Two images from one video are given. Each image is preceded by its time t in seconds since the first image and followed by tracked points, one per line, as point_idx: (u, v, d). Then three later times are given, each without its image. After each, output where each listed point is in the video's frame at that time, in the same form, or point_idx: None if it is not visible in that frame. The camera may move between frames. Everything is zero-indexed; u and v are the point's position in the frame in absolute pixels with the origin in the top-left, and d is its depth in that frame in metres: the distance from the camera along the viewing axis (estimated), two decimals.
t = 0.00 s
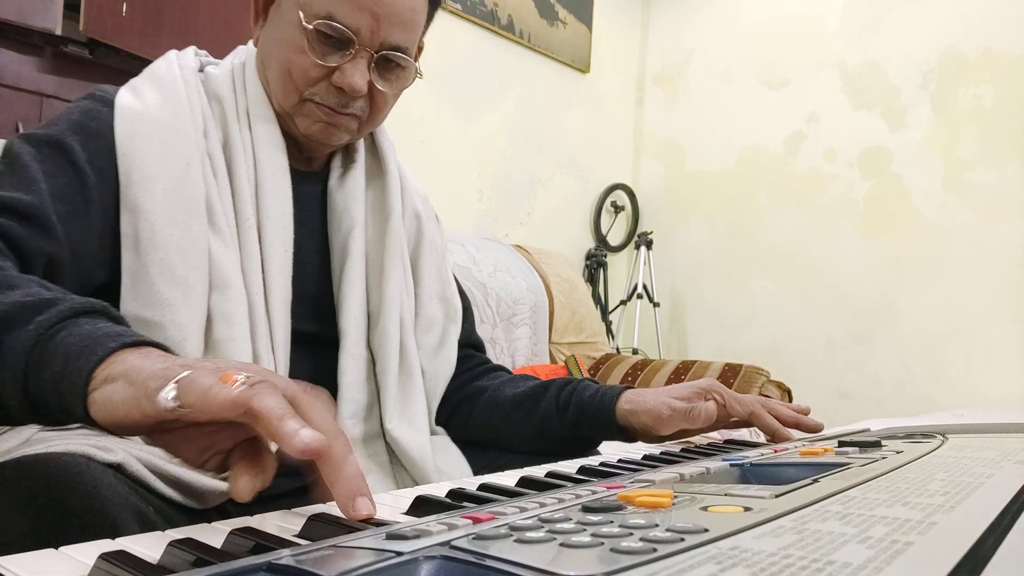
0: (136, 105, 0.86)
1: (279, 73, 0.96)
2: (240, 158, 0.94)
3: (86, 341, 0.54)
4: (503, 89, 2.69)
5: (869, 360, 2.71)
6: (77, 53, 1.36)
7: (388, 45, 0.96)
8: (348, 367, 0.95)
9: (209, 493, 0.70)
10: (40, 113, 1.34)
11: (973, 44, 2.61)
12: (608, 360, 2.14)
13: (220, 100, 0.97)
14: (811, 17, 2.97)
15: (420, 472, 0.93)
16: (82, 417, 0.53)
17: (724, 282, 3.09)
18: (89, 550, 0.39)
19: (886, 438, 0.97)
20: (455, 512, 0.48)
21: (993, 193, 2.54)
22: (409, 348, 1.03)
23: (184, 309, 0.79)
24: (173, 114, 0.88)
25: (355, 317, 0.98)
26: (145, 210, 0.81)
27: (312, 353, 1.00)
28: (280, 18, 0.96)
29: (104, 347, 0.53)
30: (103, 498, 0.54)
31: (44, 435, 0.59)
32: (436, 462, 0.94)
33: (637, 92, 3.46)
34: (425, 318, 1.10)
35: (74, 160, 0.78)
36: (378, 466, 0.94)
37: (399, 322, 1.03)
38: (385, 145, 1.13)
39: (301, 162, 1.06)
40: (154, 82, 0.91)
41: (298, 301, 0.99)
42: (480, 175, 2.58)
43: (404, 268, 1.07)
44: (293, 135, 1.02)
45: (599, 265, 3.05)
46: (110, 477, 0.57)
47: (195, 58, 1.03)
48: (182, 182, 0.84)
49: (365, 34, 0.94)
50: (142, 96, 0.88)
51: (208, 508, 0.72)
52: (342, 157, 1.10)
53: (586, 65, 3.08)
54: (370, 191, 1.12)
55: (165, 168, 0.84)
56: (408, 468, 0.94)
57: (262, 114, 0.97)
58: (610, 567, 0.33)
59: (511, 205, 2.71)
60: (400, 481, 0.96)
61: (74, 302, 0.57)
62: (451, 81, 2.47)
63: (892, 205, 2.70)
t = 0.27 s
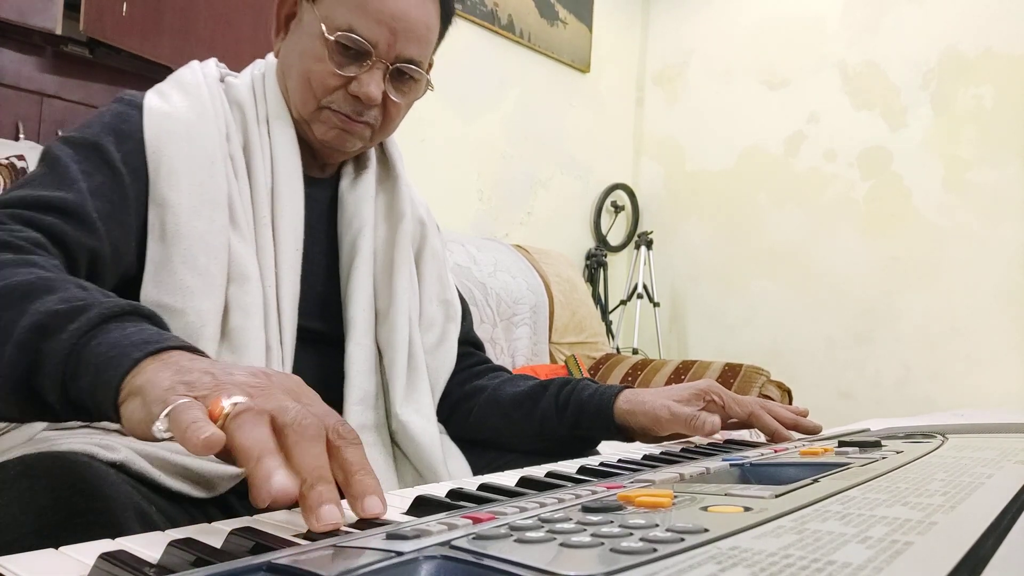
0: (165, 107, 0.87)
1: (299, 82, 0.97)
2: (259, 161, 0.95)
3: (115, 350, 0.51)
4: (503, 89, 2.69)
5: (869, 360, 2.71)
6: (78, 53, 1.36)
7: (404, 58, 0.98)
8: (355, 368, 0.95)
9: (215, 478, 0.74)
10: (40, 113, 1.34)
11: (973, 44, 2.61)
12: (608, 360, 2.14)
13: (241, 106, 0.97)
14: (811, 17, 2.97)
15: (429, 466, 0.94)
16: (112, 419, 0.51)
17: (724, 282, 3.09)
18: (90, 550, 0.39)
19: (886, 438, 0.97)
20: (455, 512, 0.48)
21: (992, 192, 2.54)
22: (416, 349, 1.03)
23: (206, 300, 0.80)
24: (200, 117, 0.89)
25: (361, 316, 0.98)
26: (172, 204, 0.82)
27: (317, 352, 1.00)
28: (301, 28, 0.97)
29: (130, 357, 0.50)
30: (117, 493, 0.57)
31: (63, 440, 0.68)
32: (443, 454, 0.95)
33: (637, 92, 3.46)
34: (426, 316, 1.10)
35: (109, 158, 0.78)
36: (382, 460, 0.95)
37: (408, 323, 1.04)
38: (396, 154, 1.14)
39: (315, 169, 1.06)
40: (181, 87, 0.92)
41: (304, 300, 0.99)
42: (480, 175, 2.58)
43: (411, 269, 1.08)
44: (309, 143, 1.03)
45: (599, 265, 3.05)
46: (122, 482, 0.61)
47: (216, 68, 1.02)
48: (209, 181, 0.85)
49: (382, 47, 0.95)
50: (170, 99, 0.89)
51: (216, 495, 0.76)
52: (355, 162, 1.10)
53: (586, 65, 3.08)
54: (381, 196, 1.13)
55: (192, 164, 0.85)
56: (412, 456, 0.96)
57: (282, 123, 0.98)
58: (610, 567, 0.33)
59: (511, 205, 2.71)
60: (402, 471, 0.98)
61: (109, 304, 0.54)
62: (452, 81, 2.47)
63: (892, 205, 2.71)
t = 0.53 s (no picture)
0: (185, 108, 0.87)
1: (314, 90, 0.98)
2: (272, 164, 0.95)
3: (134, 353, 0.51)
4: (503, 89, 2.69)
5: (869, 360, 2.71)
6: (78, 53, 1.36)
7: (416, 71, 1.00)
8: (362, 365, 0.95)
9: (219, 469, 0.75)
10: (41, 113, 1.34)
11: (973, 45, 2.61)
12: (608, 360, 2.14)
13: (256, 112, 0.97)
14: (811, 17, 2.97)
15: (434, 463, 0.95)
16: (128, 420, 0.51)
17: (724, 282, 3.09)
18: (90, 550, 0.39)
19: (886, 438, 0.97)
20: (455, 512, 0.48)
21: (992, 192, 2.54)
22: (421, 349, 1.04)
23: (218, 294, 0.80)
24: (218, 120, 0.89)
25: (366, 315, 0.98)
26: (190, 200, 0.82)
27: (321, 351, 1.00)
28: (317, 38, 0.99)
29: (148, 359, 0.50)
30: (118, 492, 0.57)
31: (65, 440, 0.68)
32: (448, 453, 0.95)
33: (637, 92, 3.46)
34: (428, 316, 1.10)
35: (132, 158, 0.79)
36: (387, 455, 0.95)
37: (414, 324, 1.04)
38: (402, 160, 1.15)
39: (324, 175, 1.07)
40: (199, 91, 0.92)
41: (309, 299, 0.99)
42: (480, 175, 2.58)
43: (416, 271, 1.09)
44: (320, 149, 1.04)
45: (599, 265, 3.05)
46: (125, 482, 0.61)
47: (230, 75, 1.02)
48: (225, 180, 0.86)
49: (396, 58, 0.97)
50: (188, 101, 0.89)
51: (221, 486, 0.77)
52: (363, 171, 1.10)
53: (586, 65, 3.08)
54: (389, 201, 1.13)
55: (210, 163, 0.85)
56: (414, 452, 0.96)
57: (295, 127, 0.98)
58: (610, 567, 0.33)
59: (511, 205, 2.71)
60: (403, 466, 0.99)
61: (133, 306, 0.55)
62: (452, 82, 2.48)
63: (892, 205, 2.71)
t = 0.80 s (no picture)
0: (192, 108, 0.88)
1: (318, 91, 0.99)
2: (277, 164, 0.95)
3: (181, 356, 0.51)
4: (503, 89, 2.69)
5: (869, 360, 2.71)
6: (77, 53, 1.36)
7: (420, 73, 1.02)
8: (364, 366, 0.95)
9: (220, 465, 0.75)
10: (41, 113, 1.34)
11: (973, 44, 2.61)
12: (608, 360, 2.14)
13: (261, 113, 0.97)
14: (811, 17, 2.97)
15: (436, 463, 0.94)
16: (180, 421, 0.51)
17: (724, 282, 3.09)
18: (90, 550, 0.39)
19: (886, 438, 0.97)
20: (456, 512, 0.48)
21: (992, 192, 2.54)
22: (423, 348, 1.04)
23: (222, 289, 0.80)
24: (225, 119, 0.90)
25: (369, 314, 0.98)
26: (198, 197, 0.82)
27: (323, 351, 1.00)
28: (323, 40, 1.00)
29: (195, 361, 0.50)
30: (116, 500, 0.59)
31: (55, 442, 0.67)
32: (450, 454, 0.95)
33: (637, 92, 3.46)
34: (429, 316, 1.11)
35: (147, 158, 0.80)
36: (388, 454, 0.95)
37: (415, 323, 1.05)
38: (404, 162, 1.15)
39: (327, 176, 1.07)
40: (206, 91, 0.92)
41: (311, 300, 0.99)
42: (480, 175, 2.58)
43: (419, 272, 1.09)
44: (323, 150, 1.04)
45: (599, 265, 3.04)
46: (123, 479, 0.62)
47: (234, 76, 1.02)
48: (232, 176, 0.86)
49: (401, 61, 0.99)
50: (196, 101, 0.90)
51: (222, 482, 0.77)
52: (365, 172, 1.11)
53: (586, 65, 3.08)
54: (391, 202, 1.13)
55: (217, 160, 0.85)
56: (414, 450, 0.96)
57: (299, 127, 0.98)
58: (610, 567, 0.33)
59: (511, 204, 2.71)
60: (403, 466, 0.98)
61: (176, 309, 0.55)
62: (452, 82, 2.48)
63: (892, 205, 2.70)
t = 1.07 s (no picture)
0: (197, 108, 0.88)
1: (324, 91, 0.99)
2: (279, 166, 0.95)
3: (204, 363, 0.51)
4: (503, 89, 2.69)
5: (869, 360, 2.71)
6: (77, 53, 1.36)
7: (425, 73, 1.02)
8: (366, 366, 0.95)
9: (220, 466, 0.74)
10: (40, 113, 1.34)
11: (973, 45, 2.61)
12: (608, 360, 2.14)
13: (265, 114, 0.97)
14: (811, 17, 2.97)
15: (437, 464, 0.94)
16: (205, 428, 0.51)
17: (724, 282, 3.09)
18: (91, 549, 0.39)
19: (886, 438, 0.97)
20: (456, 512, 0.48)
21: (992, 192, 2.54)
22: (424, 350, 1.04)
23: (224, 288, 0.80)
24: (229, 119, 0.89)
25: (371, 314, 0.98)
26: (202, 197, 0.83)
27: (324, 351, 1.00)
28: (327, 41, 1.00)
29: (219, 368, 0.51)
30: (106, 502, 0.58)
31: (53, 442, 0.67)
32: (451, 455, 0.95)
33: (637, 92, 3.46)
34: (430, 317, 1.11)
35: (155, 160, 0.80)
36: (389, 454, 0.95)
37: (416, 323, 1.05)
38: (407, 164, 1.15)
39: (331, 176, 1.07)
40: (209, 92, 0.92)
41: (313, 300, 0.99)
42: (480, 175, 2.58)
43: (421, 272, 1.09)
44: (327, 150, 1.04)
45: (599, 265, 3.04)
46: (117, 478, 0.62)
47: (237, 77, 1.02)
48: (236, 176, 0.85)
49: (407, 61, 0.99)
50: (200, 102, 0.89)
51: (223, 482, 0.76)
52: (368, 172, 1.10)
53: (586, 65, 3.08)
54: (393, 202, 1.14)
55: (222, 160, 0.85)
56: (415, 449, 0.96)
57: (303, 126, 0.98)
58: (610, 567, 0.33)
59: (511, 205, 2.71)
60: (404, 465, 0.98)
61: (198, 317, 0.55)
62: (452, 82, 2.48)
63: (892, 205, 2.70)
